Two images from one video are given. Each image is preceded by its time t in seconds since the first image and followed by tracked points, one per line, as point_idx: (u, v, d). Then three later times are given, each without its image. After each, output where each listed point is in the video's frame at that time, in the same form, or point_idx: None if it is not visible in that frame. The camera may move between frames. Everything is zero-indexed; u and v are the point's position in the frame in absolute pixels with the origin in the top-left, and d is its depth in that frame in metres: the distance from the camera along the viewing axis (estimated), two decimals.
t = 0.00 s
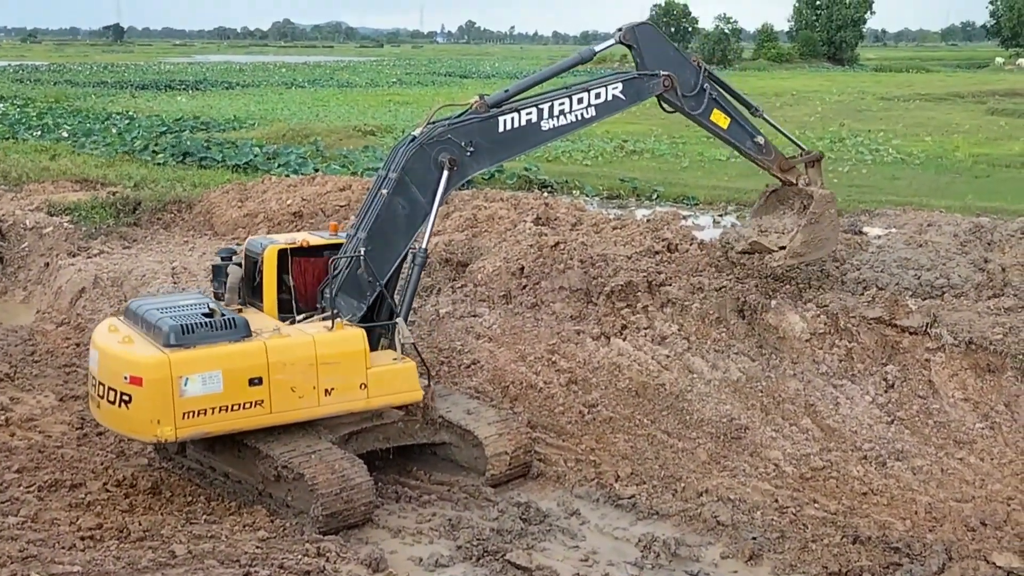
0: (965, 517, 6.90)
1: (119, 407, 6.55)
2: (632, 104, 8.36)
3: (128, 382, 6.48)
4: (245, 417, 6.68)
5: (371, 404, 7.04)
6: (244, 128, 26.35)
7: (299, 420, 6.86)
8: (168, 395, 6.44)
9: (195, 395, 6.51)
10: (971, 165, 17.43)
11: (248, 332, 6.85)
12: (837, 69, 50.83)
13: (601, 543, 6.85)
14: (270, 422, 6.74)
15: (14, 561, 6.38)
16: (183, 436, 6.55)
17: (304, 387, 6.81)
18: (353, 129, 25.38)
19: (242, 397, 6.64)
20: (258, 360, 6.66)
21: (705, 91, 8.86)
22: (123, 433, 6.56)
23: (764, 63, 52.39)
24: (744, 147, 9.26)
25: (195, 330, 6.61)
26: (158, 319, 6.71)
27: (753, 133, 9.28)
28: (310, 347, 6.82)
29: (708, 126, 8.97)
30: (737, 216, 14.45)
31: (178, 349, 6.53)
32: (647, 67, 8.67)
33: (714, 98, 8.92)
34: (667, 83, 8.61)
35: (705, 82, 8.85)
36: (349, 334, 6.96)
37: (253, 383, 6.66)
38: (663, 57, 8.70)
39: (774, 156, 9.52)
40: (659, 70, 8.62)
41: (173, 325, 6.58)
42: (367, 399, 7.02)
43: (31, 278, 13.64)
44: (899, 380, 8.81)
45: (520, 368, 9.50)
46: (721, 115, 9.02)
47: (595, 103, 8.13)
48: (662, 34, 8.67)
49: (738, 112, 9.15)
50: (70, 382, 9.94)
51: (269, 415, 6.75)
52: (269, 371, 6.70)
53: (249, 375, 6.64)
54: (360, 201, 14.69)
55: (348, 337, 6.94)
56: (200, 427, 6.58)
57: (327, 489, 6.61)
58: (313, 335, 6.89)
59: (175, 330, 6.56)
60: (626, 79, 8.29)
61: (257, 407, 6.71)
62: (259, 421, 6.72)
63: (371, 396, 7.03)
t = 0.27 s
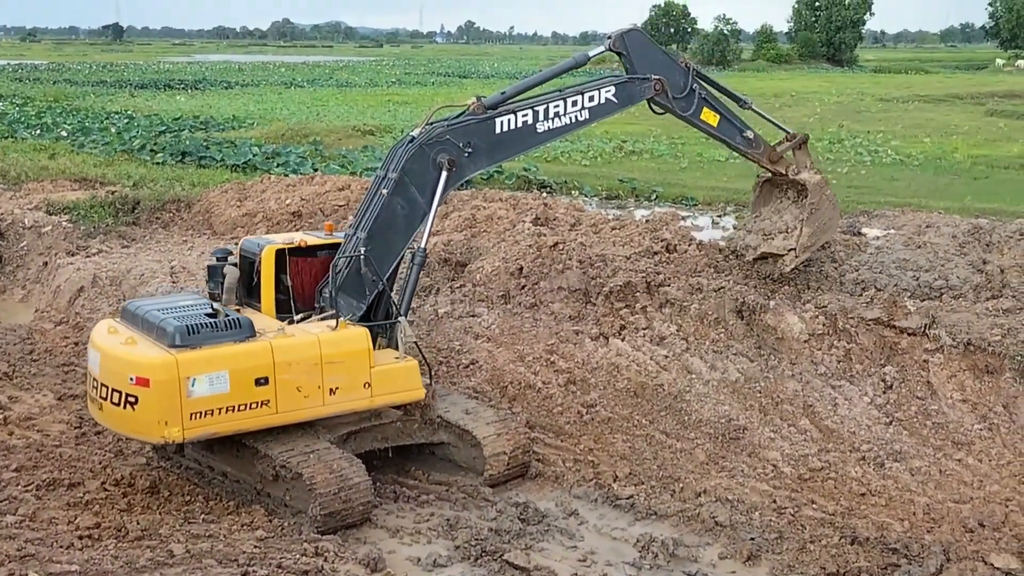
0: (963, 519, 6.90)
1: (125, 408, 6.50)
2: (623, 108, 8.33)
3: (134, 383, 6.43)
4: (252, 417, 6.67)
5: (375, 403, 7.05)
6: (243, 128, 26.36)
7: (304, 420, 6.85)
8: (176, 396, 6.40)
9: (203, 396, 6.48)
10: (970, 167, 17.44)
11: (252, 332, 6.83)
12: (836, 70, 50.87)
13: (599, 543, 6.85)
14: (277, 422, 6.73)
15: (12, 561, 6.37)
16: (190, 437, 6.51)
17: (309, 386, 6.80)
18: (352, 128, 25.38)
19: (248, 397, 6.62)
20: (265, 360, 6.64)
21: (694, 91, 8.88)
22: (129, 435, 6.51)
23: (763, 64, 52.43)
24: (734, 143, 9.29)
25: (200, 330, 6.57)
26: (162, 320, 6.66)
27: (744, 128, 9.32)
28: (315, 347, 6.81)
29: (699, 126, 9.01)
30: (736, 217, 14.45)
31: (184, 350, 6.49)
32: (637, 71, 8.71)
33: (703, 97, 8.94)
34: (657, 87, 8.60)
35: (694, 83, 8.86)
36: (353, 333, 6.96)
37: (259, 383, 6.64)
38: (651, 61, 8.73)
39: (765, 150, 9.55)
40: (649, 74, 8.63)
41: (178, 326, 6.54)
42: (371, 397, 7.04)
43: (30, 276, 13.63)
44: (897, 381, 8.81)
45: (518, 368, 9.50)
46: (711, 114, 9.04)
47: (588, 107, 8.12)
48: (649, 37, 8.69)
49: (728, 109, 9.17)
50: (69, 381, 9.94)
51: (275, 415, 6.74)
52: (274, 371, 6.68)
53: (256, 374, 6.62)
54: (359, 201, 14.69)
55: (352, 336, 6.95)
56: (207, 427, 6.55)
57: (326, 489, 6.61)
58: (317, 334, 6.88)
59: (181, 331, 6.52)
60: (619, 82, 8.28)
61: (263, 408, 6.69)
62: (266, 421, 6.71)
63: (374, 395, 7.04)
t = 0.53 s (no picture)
0: (961, 519, 6.91)
1: (130, 409, 6.48)
2: (621, 119, 8.62)
3: (139, 384, 6.41)
4: (257, 417, 6.66)
5: (378, 402, 7.07)
6: (243, 127, 26.35)
7: (307, 419, 6.85)
8: (181, 397, 6.39)
9: (208, 396, 6.47)
10: (968, 168, 17.45)
11: (255, 331, 6.82)
12: (835, 70, 50.89)
13: (597, 543, 6.85)
14: (282, 421, 6.73)
15: (10, 560, 6.37)
16: (196, 437, 6.50)
17: (313, 386, 6.81)
18: (351, 128, 25.37)
19: (253, 397, 6.62)
20: (270, 360, 6.64)
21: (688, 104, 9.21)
22: (135, 436, 6.49)
23: (763, 65, 52.44)
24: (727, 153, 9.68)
25: (205, 330, 6.56)
26: (165, 321, 6.64)
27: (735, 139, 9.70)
28: (319, 346, 6.82)
29: (693, 137, 9.35)
30: (735, 218, 14.46)
31: (190, 350, 6.48)
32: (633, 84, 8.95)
33: (697, 109, 9.28)
34: (653, 99, 8.90)
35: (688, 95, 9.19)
36: (357, 333, 6.98)
37: (264, 383, 6.64)
38: (648, 73, 8.99)
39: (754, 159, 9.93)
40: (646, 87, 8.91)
41: (183, 326, 6.52)
42: (374, 397, 7.05)
43: (29, 276, 13.62)
44: (895, 382, 8.82)
45: (517, 368, 9.51)
46: (705, 125, 9.38)
47: (587, 116, 8.31)
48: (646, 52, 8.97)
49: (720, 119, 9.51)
50: (68, 380, 9.93)
51: (279, 414, 6.74)
52: (279, 371, 6.68)
53: (260, 374, 6.62)
54: (358, 201, 14.69)
55: (356, 336, 6.96)
56: (213, 428, 6.54)
57: (324, 489, 6.61)
58: (320, 334, 6.88)
59: (186, 331, 6.51)
60: (616, 94, 8.53)
61: (268, 407, 6.69)
62: (270, 421, 6.71)
63: (377, 394, 7.06)
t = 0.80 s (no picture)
0: (960, 519, 6.90)
1: (134, 409, 6.47)
2: (620, 129, 8.59)
3: (143, 384, 6.40)
4: (260, 417, 6.66)
5: (380, 401, 7.06)
6: (242, 127, 26.34)
7: (310, 418, 6.85)
8: (186, 397, 6.38)
9: (212, 396, 6.47)
10: (968, 168, 17.45)
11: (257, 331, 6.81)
12: (834, 70, 50.89)
13: (596, 544, 6.85)
14: (285, 421, 6.73)
15: (8, 559, 6.36)
16: (200, 437, 6.49)
17: (316, 385, 6.80)
18: (350, 128, 25.36)
19: (257, 397, 6.61)
20: (273, 359, 6.63)
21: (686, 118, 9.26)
22: (139, 437, 6.49)
23: (763, 65, 52.43)
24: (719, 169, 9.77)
25: (208, 330, 6.55)
26: (168, 321, 6.63)
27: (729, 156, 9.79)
28: (322, 346, 6.81)
29: (688, 150, 9.41)
30: (734, 218, 14.45)
31: (193, 350, 6.47)
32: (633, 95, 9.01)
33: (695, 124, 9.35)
34: (651, 112, 8.93)
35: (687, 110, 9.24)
36: (359, 332, 6.97)
37: (268, 382, 6.63)
38: (647, 86, 9.04)
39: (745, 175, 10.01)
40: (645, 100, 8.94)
41: (186, 326, 6.51)
42: (376, 396, 7.05)
43: (28, 275, 13.61)
44: (895, 382, 8.82)
45: (516, 368, 9.50)
46: (700, 140, 9.46)
47: (587, 125, 8.31)
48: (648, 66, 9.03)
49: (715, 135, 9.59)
50: (67, 379, 9.93)
51: (282, 414, 6.73)
52: (282, 370, 6.68)
53: (264, 374, 6.61)
54: (357, 200, 14.68)
55: (358, 335, 6.96)
56: (217, 427, 6.53)
57: (323, 488, 6.61)
58: (323, 333, 6.88)
59: (189, 331, 6.50)
60: (616, 104, 8.55)
61: (271, 407, 6.68)
62: (274, 420, 6.70)
63: (380, 393, 7.06)
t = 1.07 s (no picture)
0: (961, 520, 6.90)
1: (137, 408, 6.47)
2: (619, 130, 8.59)
3: (147, 383, 6.40)
4: (263, 416, 6.66)
5: (382, 400, 7.06)
6: (244, 126, 26.34)
7: (313, 417, 6.84)
8: (190, 396, 6.38)
9: (216, 395, 6.46)
10: (969, 168, 17.44)
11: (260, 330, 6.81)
12: (836, 70, 50.85)
13: (597, 543, 6.85)
14: (288, 420, 6.73)
15: (9, 557, 6.36)
16: (204, 436, 6.49)
17: (319, 384, 6.80)
18: (352, 127, 25.36)
19: (260, 396, 6.61)
20: (276, 358, 6.63)
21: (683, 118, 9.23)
22: (142, 436, 6.48)
23: (764, 65, 52.42)
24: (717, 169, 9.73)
25: (211, 329, 6.55)
26: (171, 320, 6.63)
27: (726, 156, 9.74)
28: (325, 345, 6.81)
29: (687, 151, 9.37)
30: (735, 218, 14.43)
31: (197, 349, 6.46)
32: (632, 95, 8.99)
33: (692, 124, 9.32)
34: (651, 112, 8.91)
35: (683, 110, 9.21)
36: (361, 330, 6.97)
37: (271, 381, 6.63)
38: (645, 86, 9.03)
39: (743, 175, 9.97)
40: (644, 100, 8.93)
41: (189, 325, 6.51)
42: (379, 395, 7.04)
43: (29, 273, 13.61)
44: (896, 382, 8.81)
45: (517, 367, 9.50)
46: (698, 140, 9.43)
47: (586, 126, 8.31)
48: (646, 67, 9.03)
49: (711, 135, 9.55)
50: (68, 378, 9.93)
51: (285, 413, 6.73)
52: (285, 369, 6.67)
53: (268, 373, 6.61)
54: (359, 200, 14.68)
55: (361, 334, 6.95)
56: (221, 426, 6.53)
57: (324, 487, 6.61)
58: (325, 332, 6.87)
59: (193, 329, 6.49)
60: (615, 104, 8.53)
61: (274, 405, 6.68)
62: (277, 419, 6.70)
63: (382, 392, 7.06)
